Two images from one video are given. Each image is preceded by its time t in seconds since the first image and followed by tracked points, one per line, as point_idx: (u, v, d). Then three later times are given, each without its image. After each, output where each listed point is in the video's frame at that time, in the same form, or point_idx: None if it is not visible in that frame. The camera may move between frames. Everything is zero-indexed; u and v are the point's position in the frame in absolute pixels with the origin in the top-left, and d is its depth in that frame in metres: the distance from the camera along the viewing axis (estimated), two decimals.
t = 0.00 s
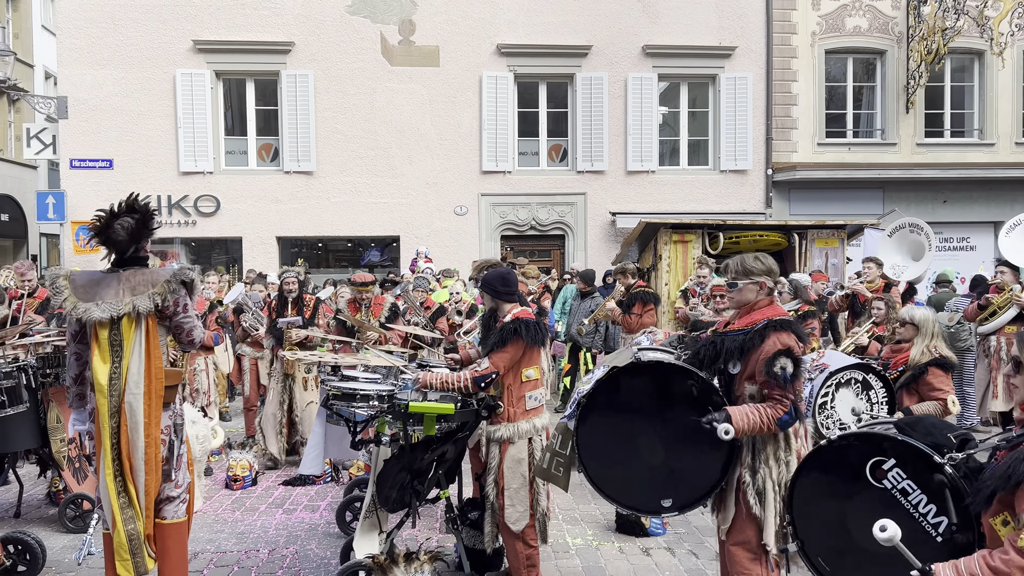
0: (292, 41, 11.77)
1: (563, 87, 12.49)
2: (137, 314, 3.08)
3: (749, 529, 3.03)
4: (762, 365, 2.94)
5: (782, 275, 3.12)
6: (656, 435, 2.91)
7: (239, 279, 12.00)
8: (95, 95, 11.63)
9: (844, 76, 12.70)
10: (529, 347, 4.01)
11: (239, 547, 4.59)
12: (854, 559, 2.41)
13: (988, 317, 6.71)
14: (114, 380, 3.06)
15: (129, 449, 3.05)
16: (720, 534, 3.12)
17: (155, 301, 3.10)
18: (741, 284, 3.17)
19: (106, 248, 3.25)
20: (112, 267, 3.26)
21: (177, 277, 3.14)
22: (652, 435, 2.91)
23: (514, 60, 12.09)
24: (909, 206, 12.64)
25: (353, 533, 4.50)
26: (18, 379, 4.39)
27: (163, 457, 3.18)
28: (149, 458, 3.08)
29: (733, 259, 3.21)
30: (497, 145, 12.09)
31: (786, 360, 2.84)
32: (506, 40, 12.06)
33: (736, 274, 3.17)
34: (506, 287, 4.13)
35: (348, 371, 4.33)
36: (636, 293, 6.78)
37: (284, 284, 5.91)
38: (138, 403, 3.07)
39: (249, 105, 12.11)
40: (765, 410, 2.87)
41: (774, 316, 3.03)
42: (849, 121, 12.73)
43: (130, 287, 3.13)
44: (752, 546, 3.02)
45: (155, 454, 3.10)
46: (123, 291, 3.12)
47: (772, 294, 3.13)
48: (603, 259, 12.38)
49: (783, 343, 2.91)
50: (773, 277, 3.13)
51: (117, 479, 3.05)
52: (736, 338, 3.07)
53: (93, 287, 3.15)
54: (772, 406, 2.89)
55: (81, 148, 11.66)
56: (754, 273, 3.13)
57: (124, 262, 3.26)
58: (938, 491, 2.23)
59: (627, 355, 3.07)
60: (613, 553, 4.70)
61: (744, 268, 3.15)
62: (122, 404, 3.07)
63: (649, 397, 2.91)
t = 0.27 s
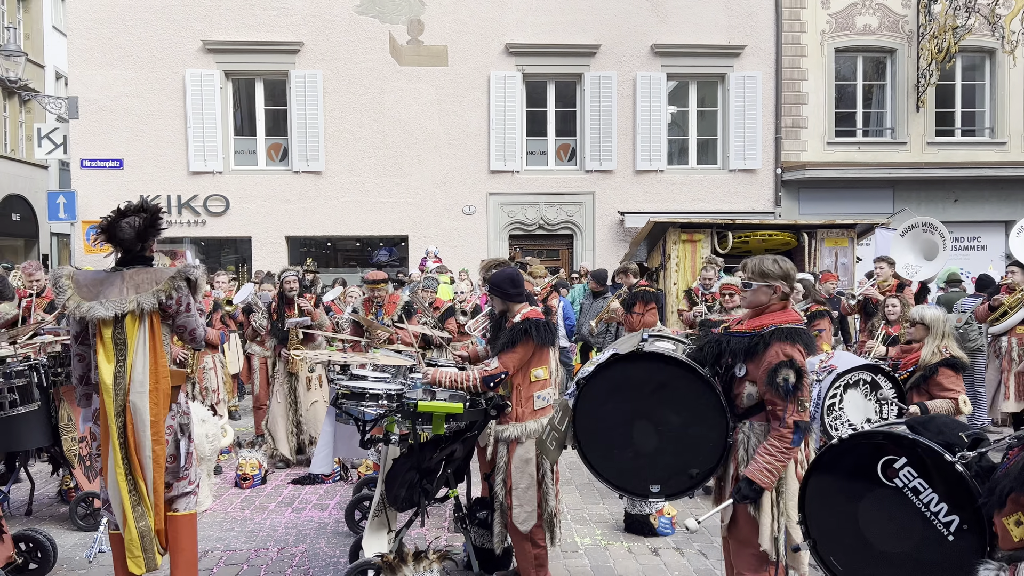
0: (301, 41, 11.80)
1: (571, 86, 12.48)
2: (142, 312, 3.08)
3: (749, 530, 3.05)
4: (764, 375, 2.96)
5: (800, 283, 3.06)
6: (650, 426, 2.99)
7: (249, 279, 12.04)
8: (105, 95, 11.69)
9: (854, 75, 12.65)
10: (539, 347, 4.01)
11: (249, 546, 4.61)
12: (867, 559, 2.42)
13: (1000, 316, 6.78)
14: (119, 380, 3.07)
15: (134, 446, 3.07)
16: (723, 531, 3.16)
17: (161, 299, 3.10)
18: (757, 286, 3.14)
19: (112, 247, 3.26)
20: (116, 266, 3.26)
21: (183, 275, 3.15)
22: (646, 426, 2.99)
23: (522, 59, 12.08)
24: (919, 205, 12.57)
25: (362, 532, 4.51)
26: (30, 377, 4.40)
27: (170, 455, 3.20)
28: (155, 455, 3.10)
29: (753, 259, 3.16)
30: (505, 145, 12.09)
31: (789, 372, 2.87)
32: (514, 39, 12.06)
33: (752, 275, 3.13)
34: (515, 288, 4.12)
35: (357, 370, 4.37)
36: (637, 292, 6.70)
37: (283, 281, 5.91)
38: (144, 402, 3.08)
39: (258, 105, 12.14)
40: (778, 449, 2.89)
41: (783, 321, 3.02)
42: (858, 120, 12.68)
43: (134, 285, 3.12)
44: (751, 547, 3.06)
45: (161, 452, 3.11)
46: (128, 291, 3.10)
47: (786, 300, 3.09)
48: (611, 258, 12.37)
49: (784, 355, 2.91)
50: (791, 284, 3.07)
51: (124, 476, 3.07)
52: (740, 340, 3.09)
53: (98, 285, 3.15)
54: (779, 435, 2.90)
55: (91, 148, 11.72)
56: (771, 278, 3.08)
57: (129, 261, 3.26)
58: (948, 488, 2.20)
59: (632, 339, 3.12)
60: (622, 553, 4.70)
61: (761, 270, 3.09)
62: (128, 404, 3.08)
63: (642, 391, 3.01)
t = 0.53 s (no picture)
0: (309, 40, 11.83)
1: (579, 85, 12.47)
2: (156, 311, 3.10)
3: (744, 527, 3.02)
4: (770, 363, 2.95)
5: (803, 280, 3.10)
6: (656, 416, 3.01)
7: (257, 278, 12.08)
8: (115, 95, 11.75)
9: (863, 73, 12.60)
10: (545, 346, 4.01)
11: (257, 543, 4.62)
12: (875, 558, 2.40)
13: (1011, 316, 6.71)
14: (133, 378, 3.08)
15: (147, 446, 3.08)
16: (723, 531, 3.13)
17: (174, 298, 3.12)
18: (758, 284, 3.18)
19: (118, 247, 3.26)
20: (125, 266, 3.26)
21: (194, 272, 3.17)
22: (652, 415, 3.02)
23: (530, 58, 12.08)
24: (929, 203, 12.50)
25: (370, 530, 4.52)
26: (41, 376, 4.41)
27: (179, 456, 3.19)
28: (166, 455, 3.11)
29: (755, 260, 3.20)
30: (513, 144, 12.09)
31: (796, 357, 2.86)
32: (522, 38, 12.06)
33: (754, 274, 3.18)
34: (523, 287, 4.12)
35: (365, 369, 4.39)
36: (643, 290, 6.68)
37: (285, 279, 5.92)
38: (157, 401, 3.09)
39: (266, 104, 12.18)
40: (785, 421, 2.83)
41: (787, 316, 3.04)
42: (868, 118, 12.62)
43: (147, 284, 3.13)
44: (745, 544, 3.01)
45: (173, 452, 3.12)
46: (140, 289, 3.12)
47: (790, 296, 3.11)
48: (619, 257, 12.35)
49: (791, 343, 2.91)
50: (794, 281, 3.10)
51: (134, 476, 3.07)
52: (746, 335, 3.08)
53: (108, 286, 3.14)
54: (787, 409, 2.87)
55: (101, 147, 11.78)
56: (773, 275, 3.13)
57: (136, 261, 3.27)
58: (959, 488, 2.19)
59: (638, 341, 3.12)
60: (629, 552, 4.69)
61: (762, 268, 3.15)
62: (141, 403, 3.09)
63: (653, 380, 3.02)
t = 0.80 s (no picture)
0: (318, 39, 11.86)
1: (587, 83, 12.46)
2: (174, 309, 3.11)
3: (759, 527, 3.05)
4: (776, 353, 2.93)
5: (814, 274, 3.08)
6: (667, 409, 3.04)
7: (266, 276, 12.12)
8: (124, 94, 11.80)
9: (873, 71, 12.54)
10: (554, 343, 3.99)
11: (266, 540, 4.64)
12: (889, 563, 2.39)
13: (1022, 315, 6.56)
14: (148, 377, 3.09)
15: (155, 446, 3.09)
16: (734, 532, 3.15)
17: (192, 296, 3.13)
18: (769, 277, 3.18)
19: (140, 243, 3.28)
20: (145, 262, 3.30)
21: (213, 271, 3.18)
22: (662, 407, 3.04)
23: (538, 56, 12.07)
24: (939, 202, 12.44)
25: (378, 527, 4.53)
26: (51, 373, 4.43)
27: (185, 461, 3.18)
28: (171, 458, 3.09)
29: (768, 254, 3.22)
30: (521, 142, 12.08)
31: (802, 350, 2.83)
32: (530, 36, 12.05)
33: (765, 267, 3.19)
34: (534, 283, 4.12)
35: (373, 367, 4.42)
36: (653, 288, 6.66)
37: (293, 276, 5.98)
38: (168, 401, 3.10)
39: (275, 103, 12.21)
40: (778, 412, 2.82)
41: (798, 310, 3.03)
42: (877, 116, 12.57)
43: (165, 282, 3.16)
44: (763, 542, 3.04)
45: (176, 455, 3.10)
46: (159, 287, 3.15)
47: (800, 290, 3.10)
48: (627, 256, 12.33)
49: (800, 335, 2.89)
50: (805, 275, 3.09)
51: (137, 475, 3.08)
52: (758, 328, 3.05)
53: (128, 282, 3.19)
54: (783, 401, 2.86)
55: (111, 146, 11.83)
56: (784, 268, 3.13)
57: (157, 258, 3.30)
58: (972, 491, 2.17)
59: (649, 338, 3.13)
60: (637, 550, 4.69)
61: (774, 261, 3.16)
62: (153, 402, 3.10)
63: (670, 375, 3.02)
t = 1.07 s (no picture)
0: (326, 37, 11.88)
1: (595, 81, 12.44)
2: (187, 305, 3.12)
3: (766, 531, 3.04)
4: (793, 365, 2.91)
5: (822, 276, 3.08)
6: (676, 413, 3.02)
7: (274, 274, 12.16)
8: (134, 92, 11.84)
9: (883, 68, 12.48)
10: (562, 342, 3.99)
11: (274, 537, 4.65)
12: (898, 557, 2.37)
13: None
14: (158, 373, 3.11)
15: (164, 444, 3.10)
16: (742, 530, 3.16)
17: (207, 293, 3.14)
18: (778, 277, 3.17)
19: (164, 240, 3.32)
20: (167, 258, 3.33)
21: (231, 270, 3.20)
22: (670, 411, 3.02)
23: (546, 54, 12.06)
24: (949, 199, 12.38)
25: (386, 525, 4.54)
26: (61, 369, 4.44)
27: (196, 461, 3.18)
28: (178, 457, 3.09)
29: (777, 253, 3.20)
30: (529, 140, 12.07)
31: (818, 362, 2.82)
32: (538, 34, 12.05)
33: (775, 267, 3.17)
34: (544, 283, 4.12)
35: (382, 364, 4.44)
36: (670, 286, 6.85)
37: (300, 276, 5.96)
38: (178, 399, 3.10)
39: (283, 101, 12.23)
40: (796, 437, 2.89)
41: (809, 314, 3.02)
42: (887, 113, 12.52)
43: (183, 278, 3.20)
44: (767, 548, 3.04)
45: (185, 453, 3.10)
46: (178, 282, 3.18)
47: (809, 292, 3.10)
48: (635, 253, 12.31)
49: (815, 345, 2.88)
50: (814, 277, 3.09)
51: (149, 475, 3.10)
52: (769, 333, 3.05)
53: (149, 275, 3.22)
54: (800, 423, 2.91)
55: (120, 145, 11.88)
56: (792, 268, 3.11)
57: (180, 255, 3.33)
58: (981, 486, 2.12)
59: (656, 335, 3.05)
60: (645, 548, 4.68)
61: (783, 262, 3.14)
62: (163, 399, 3.11)
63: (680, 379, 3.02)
